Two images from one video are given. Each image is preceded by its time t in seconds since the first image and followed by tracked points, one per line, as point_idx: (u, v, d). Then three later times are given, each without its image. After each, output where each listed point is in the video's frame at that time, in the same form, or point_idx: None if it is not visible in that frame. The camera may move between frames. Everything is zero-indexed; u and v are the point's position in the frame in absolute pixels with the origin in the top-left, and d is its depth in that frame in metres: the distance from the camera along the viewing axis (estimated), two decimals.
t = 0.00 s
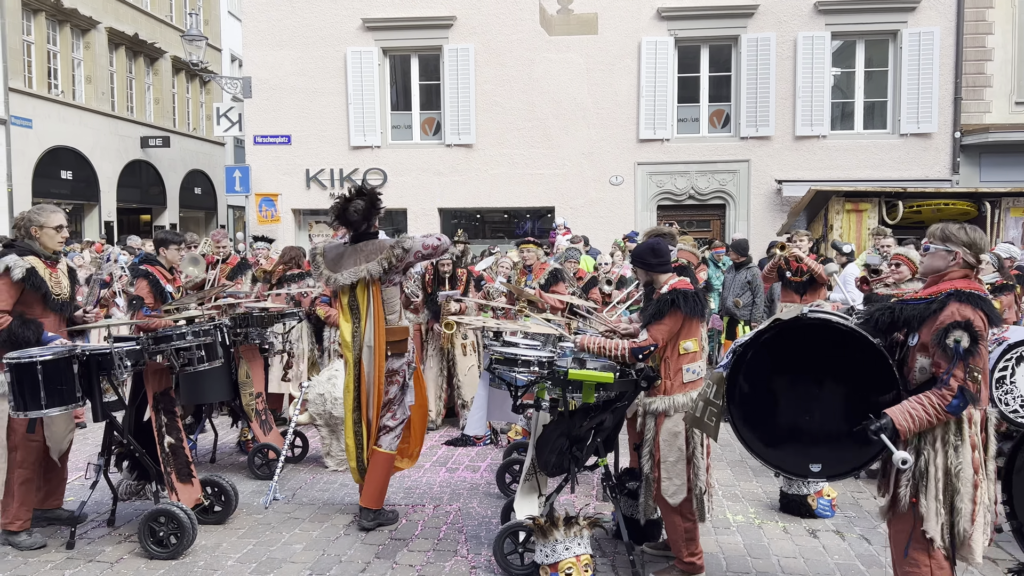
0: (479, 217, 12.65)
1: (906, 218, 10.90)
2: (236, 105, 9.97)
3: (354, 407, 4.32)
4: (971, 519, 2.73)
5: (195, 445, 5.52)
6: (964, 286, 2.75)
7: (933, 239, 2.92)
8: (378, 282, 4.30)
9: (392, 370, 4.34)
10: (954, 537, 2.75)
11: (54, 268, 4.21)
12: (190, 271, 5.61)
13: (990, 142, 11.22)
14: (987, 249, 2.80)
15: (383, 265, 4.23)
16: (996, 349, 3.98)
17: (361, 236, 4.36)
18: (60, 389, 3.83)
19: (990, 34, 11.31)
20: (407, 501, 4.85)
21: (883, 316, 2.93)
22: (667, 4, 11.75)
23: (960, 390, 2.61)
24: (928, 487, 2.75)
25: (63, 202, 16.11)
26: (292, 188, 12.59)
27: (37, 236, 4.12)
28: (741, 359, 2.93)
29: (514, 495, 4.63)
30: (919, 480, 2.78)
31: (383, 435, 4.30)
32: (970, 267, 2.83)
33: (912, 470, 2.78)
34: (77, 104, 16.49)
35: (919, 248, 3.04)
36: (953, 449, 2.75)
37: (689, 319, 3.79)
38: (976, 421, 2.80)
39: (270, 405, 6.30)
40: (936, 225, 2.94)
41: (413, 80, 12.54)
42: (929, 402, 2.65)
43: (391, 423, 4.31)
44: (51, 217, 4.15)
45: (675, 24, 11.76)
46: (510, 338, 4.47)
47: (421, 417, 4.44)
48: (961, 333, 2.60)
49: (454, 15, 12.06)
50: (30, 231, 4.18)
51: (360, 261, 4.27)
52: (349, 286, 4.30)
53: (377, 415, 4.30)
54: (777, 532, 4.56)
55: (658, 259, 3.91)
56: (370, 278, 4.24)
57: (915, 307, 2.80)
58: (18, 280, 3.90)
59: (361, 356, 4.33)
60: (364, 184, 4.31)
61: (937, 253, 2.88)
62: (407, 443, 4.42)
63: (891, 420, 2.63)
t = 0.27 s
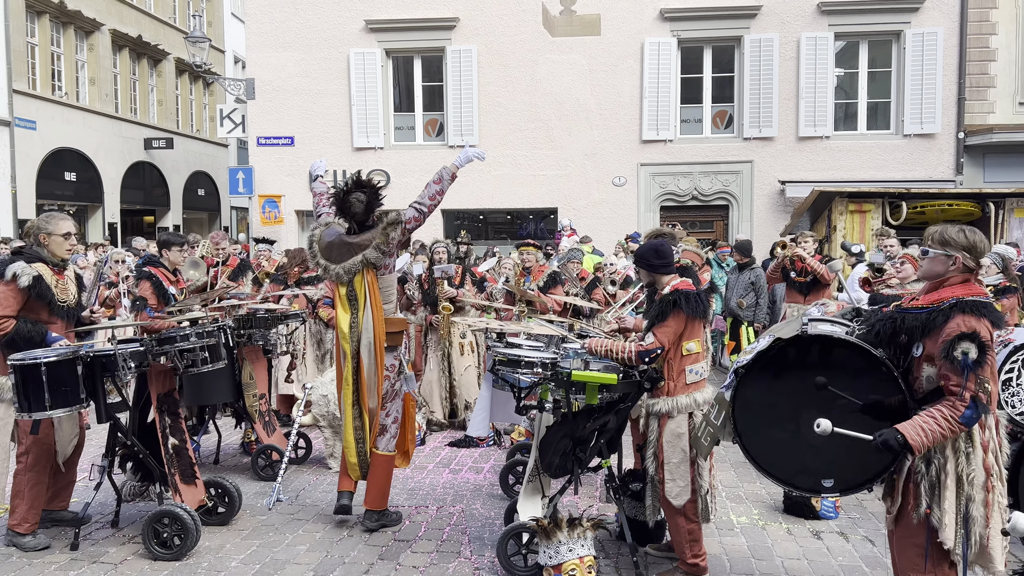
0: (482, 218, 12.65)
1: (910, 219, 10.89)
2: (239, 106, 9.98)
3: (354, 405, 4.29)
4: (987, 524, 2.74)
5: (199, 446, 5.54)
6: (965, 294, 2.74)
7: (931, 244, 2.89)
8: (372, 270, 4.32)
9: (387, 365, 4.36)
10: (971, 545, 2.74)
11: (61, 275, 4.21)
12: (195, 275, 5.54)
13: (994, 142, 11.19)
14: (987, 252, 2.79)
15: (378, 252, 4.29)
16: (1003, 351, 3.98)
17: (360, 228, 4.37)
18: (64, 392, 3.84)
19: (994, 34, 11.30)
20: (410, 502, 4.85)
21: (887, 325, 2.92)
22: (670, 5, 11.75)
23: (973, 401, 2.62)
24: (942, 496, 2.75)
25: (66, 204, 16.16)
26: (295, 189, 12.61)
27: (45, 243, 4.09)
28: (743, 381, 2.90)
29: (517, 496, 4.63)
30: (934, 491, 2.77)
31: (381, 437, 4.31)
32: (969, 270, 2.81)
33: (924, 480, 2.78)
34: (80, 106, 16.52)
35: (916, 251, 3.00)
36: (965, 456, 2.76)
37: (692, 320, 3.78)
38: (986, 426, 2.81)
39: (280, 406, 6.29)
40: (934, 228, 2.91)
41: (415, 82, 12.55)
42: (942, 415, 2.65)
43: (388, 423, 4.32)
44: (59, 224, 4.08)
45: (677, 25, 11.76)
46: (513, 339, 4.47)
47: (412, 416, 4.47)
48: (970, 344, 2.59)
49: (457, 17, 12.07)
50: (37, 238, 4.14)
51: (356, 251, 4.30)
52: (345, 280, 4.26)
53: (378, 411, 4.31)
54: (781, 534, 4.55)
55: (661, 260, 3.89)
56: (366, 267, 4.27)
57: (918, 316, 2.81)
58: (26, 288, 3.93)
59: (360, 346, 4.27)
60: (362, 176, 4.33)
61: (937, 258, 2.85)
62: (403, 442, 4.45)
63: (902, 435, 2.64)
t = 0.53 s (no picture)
0: (484, 220, 12.66)
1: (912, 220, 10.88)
2: (242, 108, 9.98)
3: (342, 422, 4.17)
4: (992, 523, 2.72)
5: (201, 448, 5.54)
6: (968, 301, 2.73)
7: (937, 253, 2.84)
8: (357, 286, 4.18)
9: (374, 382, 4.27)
10: (975, 548, 2.70)
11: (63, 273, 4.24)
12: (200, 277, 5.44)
13: (996, 143, 11.19)
14: (992, 260, 2.76)
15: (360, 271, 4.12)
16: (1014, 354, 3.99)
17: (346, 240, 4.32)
18: (66, 393, 3.83)
19: (996, 35, 11.29)
20: (413, 504, 4.85)
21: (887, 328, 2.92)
22: (672, 6, 11.75)
23: (974, 409, 2.60)
24: (937, 493, 2.74)
25: (69, 206, 16.17)
26: (297, 191, 12.62)
27: (44, 241, 4.14)
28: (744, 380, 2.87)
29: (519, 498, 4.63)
30: (930, 488, 2.77)
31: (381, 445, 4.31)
32: (973, 278, 2.80)
33: (919, 478, 2.78)
34: (83, 108, 16.54)
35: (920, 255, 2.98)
36: (959, 456, 2.75)
37: (697, 320, 3.76)
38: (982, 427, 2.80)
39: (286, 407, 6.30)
40: (944, 232, 2.86)
41: (417, 83, 12.56)
42: (942, 420, 2.66)
43: (389, 434, 4.31)
44: (57, 222, 4.17)
45: (679, 26, 11.77)
46: (515, 340, 4.47)
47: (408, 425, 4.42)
48: (971, 353, 2.57)
49: (459, 18, 12.08)
50: (36, 237, 4.19)
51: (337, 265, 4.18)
52: (323, 291, 4.20)
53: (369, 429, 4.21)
54: (783, 535, 4.55)
55: (664, 261, 3.90)
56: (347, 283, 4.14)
57: (920, 320, 2.80)
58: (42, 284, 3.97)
59: (342, 363, 4.18)
60: (351, 187, 4.31)
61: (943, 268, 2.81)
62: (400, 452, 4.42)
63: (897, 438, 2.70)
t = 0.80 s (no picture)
0: (485, 221, 12.65)
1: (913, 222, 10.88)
2: (243, 111, 9.99)
3: (324, 431, 4.09)
4: (973, 519, 2.79)
5: (203, 449, 5.55)
6: (966, 302, 2.74)
7: (938, 256, 2.84)
8: (338, 293, 4.07)
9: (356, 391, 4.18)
10: (955, 538, 2.78)
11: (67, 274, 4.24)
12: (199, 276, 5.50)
13: (997, 144, 11.19)
14: (990, 264, 2.77)
15: (340, 279, 4.03)
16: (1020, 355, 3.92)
17: (326, 242, 4.22)
18: (68, 395, 3.84)
19: (997, 36, 11.30)
20: (415, 506, 4.85)
21: (886, 327, 2.90)
22: (673, 8, 11.77)
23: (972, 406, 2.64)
24: (932, 489, 2.75)
25: (70, 208, 16.18)
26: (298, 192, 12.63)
27: (52, 240, 4.15)
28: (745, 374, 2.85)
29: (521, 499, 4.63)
30: (925, 484, 2.77)
31: (371, 449, 4.26)
32: (971, 282, 2.80)
33: (914, 476, 2.77)
34: (84, 110, 16.54)
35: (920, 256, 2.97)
36: (953, 453, 2.79)
37: (700, 322, 3.78)
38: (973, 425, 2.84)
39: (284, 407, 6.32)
40: (944, 235, 2.85)
41: (419, 85, 12.57)
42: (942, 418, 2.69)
43: (377, 440, 4.23)
44: (63, 221, 4.21)
45: (680, 28, 11.78)
46: (517, 342, 4.45)
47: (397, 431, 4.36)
48: (971, 352, 2.59)
49: (460, 20, 12.10)
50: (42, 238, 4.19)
51: (318, 269, 4.09)
52: (304, 295, 4.09)
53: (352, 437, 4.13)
54: (785, 537, 4.55)
55: (669, 262, 3.91)
56: (325, 290, 4.03)
57: (919, 320, 2.79)
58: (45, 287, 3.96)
59: (320, 370, 4.08)
60: (331, 187, 4.22)
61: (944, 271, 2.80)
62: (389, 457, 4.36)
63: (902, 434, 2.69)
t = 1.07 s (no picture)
0: (485, 223, 12.66)
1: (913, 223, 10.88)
2: (243, 113, 10.00)
3: (311, 431, 4.08)
4: (975, 522, 2.81)
5: (203, 451, 5.55)
6: (965, 304, 2.76)
7: (934, 258, 2.86)
8: (335, 290, 4.05)
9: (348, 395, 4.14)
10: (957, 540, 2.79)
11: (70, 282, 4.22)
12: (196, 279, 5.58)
13: (997, 146, 11.20)
14: (986, 266, 2.80)
15: (339, 275, 4.00)
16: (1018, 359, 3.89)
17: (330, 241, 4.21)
18: (69, 397, 3.84)
19: (996, 38, 11.31)
20: (415, 508, 4.85)
21: (887, 330, 2.91)
22: (673, 10, 11.78)
23: (976, 404, 2.62)
24: (935, 493, 2.75)
25: (71, 211, 16.20)
26: (299, 194, 12.64)
27: (55, 250, 4.17)
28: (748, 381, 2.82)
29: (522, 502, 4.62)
30: (929, 487, 2.76)
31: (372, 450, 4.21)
32: (967, 283, 2.83)
33: (919, 479, 2.76)
34: (84, 112, 16.55)
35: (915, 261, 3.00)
36: (956, 457, 2.78)
37: (696, 323, 3.77)
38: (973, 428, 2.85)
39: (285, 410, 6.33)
40: (937, 238, 2.89)
41: (419, 87, 12.58)
42: (947, 419, 2.65)
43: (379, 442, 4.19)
44: (66, 230, 4.21)
45: (680, 30, 11.79)
46: (517, 344, 4.46)
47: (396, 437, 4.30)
48: (973, 351, 2.59)
49: (461, 22, 12.11)
50: (46, 247, 4.21)
51: (318, 266, 4.05)
52: (298, 291, 4.06)
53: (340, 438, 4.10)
54: (786, 539, 4.54)
55: (671, 263, 3.91)
56: (323, 286, 4.00)
57: (920, 322, 2.80)
58: (40, 296, 3.95)
59: (309, 368, 4.07)
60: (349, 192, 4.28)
61: (941, 273, 2.82)
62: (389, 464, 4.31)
63: (907, 437, 2.64)
